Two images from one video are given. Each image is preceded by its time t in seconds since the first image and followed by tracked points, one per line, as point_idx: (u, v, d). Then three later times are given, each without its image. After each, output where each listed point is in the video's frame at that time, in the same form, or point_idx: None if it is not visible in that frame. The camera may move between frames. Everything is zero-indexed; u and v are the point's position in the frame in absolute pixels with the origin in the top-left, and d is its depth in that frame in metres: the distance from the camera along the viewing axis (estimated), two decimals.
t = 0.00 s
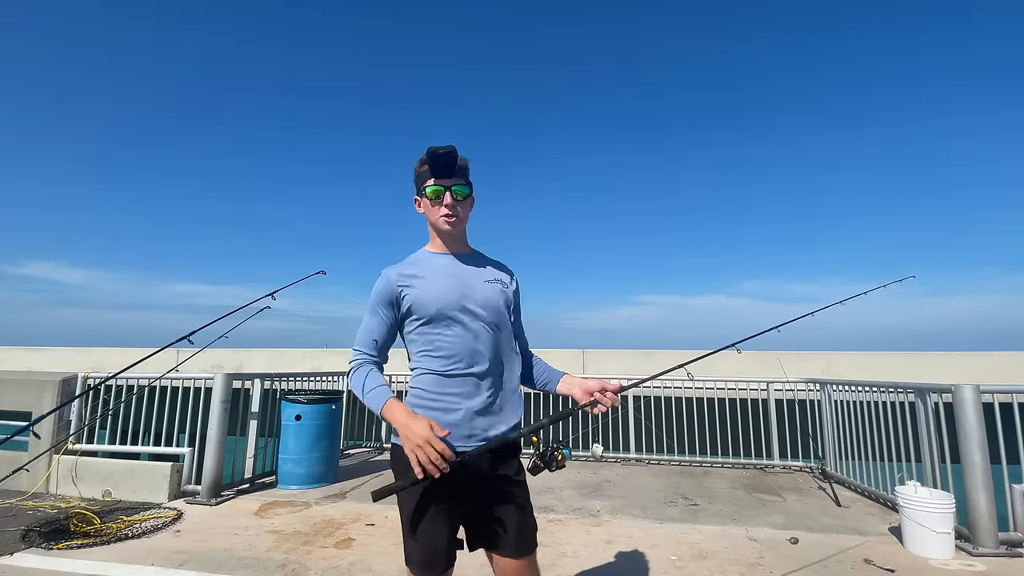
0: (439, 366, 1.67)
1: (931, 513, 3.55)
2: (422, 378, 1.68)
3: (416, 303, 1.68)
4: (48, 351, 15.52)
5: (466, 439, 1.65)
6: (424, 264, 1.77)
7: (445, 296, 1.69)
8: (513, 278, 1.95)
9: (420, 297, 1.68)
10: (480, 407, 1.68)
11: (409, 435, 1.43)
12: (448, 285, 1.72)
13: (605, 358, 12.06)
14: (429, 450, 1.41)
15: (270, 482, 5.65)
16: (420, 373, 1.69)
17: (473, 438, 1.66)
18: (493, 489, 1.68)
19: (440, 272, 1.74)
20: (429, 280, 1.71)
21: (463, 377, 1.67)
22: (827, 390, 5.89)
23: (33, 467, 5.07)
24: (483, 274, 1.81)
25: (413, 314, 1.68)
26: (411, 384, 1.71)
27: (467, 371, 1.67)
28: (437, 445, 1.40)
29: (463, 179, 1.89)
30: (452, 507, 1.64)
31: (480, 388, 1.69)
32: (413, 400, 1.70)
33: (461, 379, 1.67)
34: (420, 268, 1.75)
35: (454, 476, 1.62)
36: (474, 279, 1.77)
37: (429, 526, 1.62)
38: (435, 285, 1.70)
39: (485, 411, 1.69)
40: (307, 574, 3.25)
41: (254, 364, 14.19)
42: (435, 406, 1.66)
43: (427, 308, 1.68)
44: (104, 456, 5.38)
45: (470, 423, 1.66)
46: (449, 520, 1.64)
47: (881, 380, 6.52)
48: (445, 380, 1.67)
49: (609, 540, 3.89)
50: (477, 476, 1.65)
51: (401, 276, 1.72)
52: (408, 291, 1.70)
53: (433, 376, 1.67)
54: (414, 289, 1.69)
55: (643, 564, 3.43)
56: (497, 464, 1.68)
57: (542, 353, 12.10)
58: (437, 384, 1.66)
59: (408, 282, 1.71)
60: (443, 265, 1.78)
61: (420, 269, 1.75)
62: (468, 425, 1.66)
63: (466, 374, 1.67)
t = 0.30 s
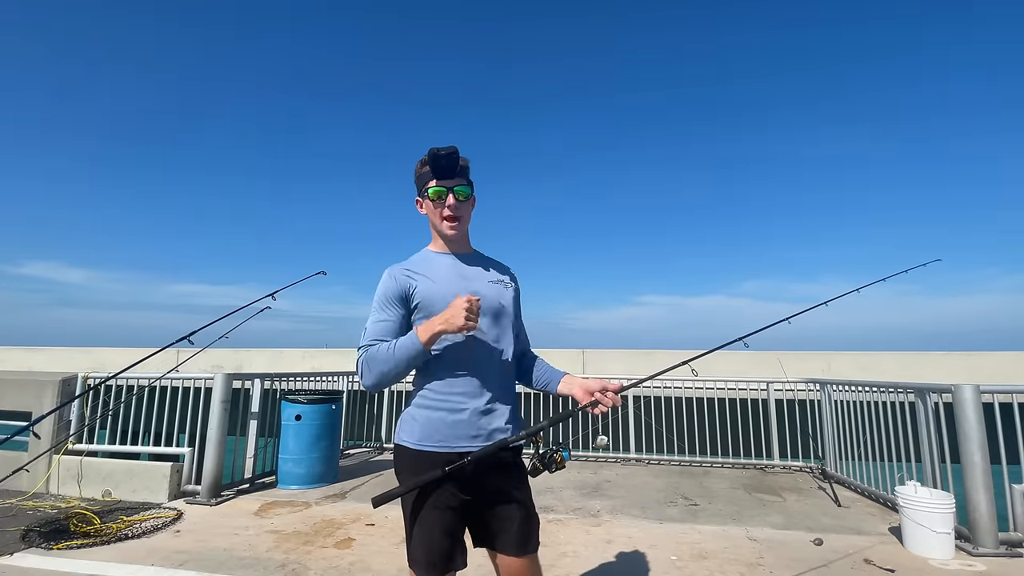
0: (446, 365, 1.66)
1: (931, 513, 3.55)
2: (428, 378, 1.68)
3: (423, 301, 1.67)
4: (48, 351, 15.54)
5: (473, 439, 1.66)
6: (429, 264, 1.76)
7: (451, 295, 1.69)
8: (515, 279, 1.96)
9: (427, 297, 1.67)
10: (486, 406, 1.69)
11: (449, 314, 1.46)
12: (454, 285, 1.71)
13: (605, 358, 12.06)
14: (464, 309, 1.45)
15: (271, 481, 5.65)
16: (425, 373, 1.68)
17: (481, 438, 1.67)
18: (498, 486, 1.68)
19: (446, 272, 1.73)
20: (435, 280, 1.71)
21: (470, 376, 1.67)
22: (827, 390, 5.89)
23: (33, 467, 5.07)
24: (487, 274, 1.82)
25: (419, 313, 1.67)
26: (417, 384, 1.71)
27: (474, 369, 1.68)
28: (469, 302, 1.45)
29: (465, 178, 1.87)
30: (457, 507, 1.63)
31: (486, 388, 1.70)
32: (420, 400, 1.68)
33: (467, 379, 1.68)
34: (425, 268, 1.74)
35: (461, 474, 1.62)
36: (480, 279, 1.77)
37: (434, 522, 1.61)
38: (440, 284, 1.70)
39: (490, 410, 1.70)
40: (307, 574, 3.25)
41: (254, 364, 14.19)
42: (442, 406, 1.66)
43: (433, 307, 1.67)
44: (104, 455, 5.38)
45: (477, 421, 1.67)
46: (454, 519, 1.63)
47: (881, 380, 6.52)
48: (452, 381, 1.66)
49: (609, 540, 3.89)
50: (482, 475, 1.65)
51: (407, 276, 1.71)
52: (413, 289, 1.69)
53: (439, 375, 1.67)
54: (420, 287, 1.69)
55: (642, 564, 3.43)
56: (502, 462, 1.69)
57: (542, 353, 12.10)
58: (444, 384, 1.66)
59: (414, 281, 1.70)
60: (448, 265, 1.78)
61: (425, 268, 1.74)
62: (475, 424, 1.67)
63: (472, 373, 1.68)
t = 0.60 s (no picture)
0: (450, 365, 1.66)
1: (931, 513, 3.55)
2: (432, 378, 1.68)
3: (426, 300, 1.67)
4: (48, 351, 15.55)
5: (478, 439, 1.66)
6: (432, 263, 1.76)
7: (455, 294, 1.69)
8: (517, 279, 1.96)
9: (430, 296, 1.67)
10: (490, 406, 1.69)
11: (447, 302, 1.50)
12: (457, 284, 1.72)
13: (605, 358, 12.06)
14: (463, 295, 1.51)
15: (271, 482, 5.65)
16: (429, 373, 1.68)
17: (485, 438, 1.67)
18: (502, 486, 1.68)
19: (449, 271, 1.73)
20: (439, 278, 1.71)
21: (474, 377, 1.68)
22: (827, 390, 5.89)
23: (33, 467, 5.07)
24: (489, 274, 1.82)
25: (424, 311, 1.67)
26: (420, 384, 1.70)
27: (477, 369, 1.68)
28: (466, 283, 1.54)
29: (476, 177, 1.88)
30: (462, 507, 1.63)
31: (490, 389, 1.70)
32: (423, 400, 1.68)
33: (471, 379, 1.68)
34: (428, 266, 1.74)
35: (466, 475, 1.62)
36: (482, 279, 1.78)
37: (439, 523, 1.61)
38: (444, 283, 1.70)
39: (495, 410, 1.70)
40: (307, 574, 3.25)
41: (254, 364, 14.20)
42: (447, 407, 1.66)
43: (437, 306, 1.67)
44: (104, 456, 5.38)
45: (481, 422, 1.67)
46: (459, 520, 1.63)
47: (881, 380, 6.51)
48: (456, 380, 1.66)
49: (609, 540, 3.89)
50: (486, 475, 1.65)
51: (411, 274, 1.70)
52: (417, 288, 1.69)
53: (444, 375, 1.67)
54: (424, 285, 1.69)
55: (643, 564, 3.43)
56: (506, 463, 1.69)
57: (542, 353, 12.10)
58: (449, 384, 1.66)
59: (418, 279, 1.70)
60: (452, 264, 1.78)
61: (429, 267, 1.74)
62: (480, 425, 1.67)
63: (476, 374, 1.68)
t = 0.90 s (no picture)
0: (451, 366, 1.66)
1: (931, 513, 3.55)
2: (433, 378, 1.68)
3: (429, 300, 1.67)
4: (48, 351, 15.56)
5: (479, 441, 1.66)
6: (435, 262, 1.76)
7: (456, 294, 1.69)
8: (520, 281, 1.96)
9: (432, 296, 1.68)
10: (491, 408, 1.69)
11: (448, 307, 1.48)
12: (460, 284, 1.71)
13: (605, 358, 12.06)
14: (464, 301, 1.48)
15: (271, 482, 5.65)
16: (430, 373, 1.68)
17: (487, 440, 1.67)
18: (503, 487, 1.68)
19: (452, 271, 1.73)
20: (441, 277, 1.71)
21: (476, 377, 1.68)
22: (827, 390, 5.89)
23: (33, 467, 5.07)
24: (492, 275, 1.82)
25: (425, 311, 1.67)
26: (421, 384, 1.70)
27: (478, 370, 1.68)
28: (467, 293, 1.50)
29: (484, 176, 1.89)
30: (462, 509, 1.63)
31: (491, 390, 1.70)
32: (424, 401, 1.68)
33: (472, 380, 1.67)
34: (431, 265, 1.74)
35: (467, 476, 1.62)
36: (485, 280, 1.78)
37: (439, 524, 1.60)
38: (446, 283, 1.70)
39: (496, 412, 1.70)
40: (307, 574, 3.25)
41: (253, 364, 14.21)
42: (448, 408, 1.66)
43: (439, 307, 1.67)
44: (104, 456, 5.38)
45: (483, 423, 1.67)
46: (459, 520, 1.63)
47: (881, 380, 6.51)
48: (457, 381, 1.66)
49: (609, 540, 3.89)
50: (487, 475, 1.65)
51: (413, 274, 1.70)
52: (420, 288, 1.69)
53: (445, 375, 1.67)
54: (426, 285, 1.69)
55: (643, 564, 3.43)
56: (506, 464, 1.69)
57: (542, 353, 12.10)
58: (450, 385, 1.66)
59: (420, 279, 1.70)
60: (455, 263, 1.78)
61: (431, 266, 1.74)
62: (481, 426, 1.67)
63: (478, 374, 1.68)
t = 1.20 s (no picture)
0: (449, 366, 1.66)
1: (931, 513, 3.55)
2: (431, 377, 1.67)
3: (429, 298, 1.67)
4: (49, 351, 15.54)
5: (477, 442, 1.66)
6: (437, 259, 1.76)
7: (457, 293, 1.68)
8: (520, 281, 1.96)
9: (433, 294, 1.67)
10: (489, 408, 1.69)
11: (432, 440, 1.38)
12: (461, 283, 1.71)
13: (605, 358, 12.06)
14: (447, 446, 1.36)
15: (270, 482, 5.65)
16: (428, 372, 1.68)
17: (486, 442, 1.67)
18: (502, 489, 1.69)
19: (453, 270, 1.73)
20: (441, 275, 1.70)
21: (474, 377, 1.68)
22: (827, 390, 5.89)
23: (33, 467, 5.07)
24: (492, 274, 1.82)
25: (425, 309, 1.67)
26: (419, 382, 1.70)
27: (476, 370, 1.68)
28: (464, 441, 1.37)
29: (490, 176, 1.91)
30: (461, 509, 1.62)
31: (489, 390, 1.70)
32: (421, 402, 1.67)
33: (470, 380, 1.67)
34: (433, 263, 1.74)
35: (466, 480, 1.62)
36: (486, 279, 1.77)
37: (439, 527, 1.60)
38: (448, 281, 1.70)
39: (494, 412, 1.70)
40: (307, 574, 3.25)
41: (253, 364, 14.21)
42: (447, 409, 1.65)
43: (439, 305, 1.67)
44: (104, 456, 5.37)
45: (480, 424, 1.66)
46: (459, 522, 1.62)
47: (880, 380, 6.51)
48: (455, 380, 1.66)
49: (609, 540, 3.89)
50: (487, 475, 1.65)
51: (415, 271, 1.70)
52: (421, 285, 1.68)
53: (443, 375, 1.66)
54: (426, 283, 1.68)
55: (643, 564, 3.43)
56: (505, 467, 1.69)
57: (542, 353, 12.10)
58: (449, 384, 1.66)
59: (422, 276, 1.69)
60: (456, 261, 1.77)
61: (432, 264, 1.73)
62: (479, 426, 1.67)
63: (475, 375, 1.68)
